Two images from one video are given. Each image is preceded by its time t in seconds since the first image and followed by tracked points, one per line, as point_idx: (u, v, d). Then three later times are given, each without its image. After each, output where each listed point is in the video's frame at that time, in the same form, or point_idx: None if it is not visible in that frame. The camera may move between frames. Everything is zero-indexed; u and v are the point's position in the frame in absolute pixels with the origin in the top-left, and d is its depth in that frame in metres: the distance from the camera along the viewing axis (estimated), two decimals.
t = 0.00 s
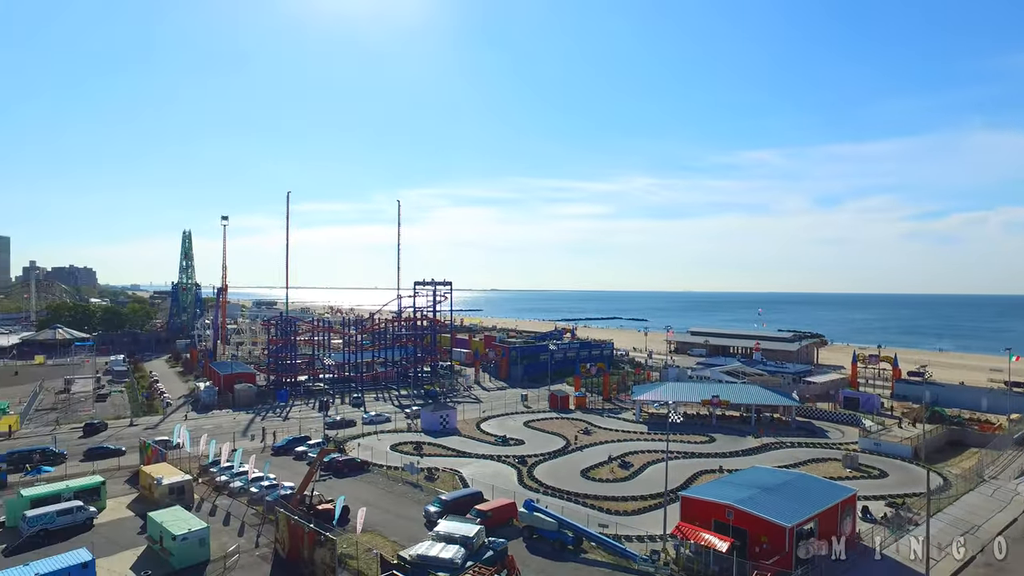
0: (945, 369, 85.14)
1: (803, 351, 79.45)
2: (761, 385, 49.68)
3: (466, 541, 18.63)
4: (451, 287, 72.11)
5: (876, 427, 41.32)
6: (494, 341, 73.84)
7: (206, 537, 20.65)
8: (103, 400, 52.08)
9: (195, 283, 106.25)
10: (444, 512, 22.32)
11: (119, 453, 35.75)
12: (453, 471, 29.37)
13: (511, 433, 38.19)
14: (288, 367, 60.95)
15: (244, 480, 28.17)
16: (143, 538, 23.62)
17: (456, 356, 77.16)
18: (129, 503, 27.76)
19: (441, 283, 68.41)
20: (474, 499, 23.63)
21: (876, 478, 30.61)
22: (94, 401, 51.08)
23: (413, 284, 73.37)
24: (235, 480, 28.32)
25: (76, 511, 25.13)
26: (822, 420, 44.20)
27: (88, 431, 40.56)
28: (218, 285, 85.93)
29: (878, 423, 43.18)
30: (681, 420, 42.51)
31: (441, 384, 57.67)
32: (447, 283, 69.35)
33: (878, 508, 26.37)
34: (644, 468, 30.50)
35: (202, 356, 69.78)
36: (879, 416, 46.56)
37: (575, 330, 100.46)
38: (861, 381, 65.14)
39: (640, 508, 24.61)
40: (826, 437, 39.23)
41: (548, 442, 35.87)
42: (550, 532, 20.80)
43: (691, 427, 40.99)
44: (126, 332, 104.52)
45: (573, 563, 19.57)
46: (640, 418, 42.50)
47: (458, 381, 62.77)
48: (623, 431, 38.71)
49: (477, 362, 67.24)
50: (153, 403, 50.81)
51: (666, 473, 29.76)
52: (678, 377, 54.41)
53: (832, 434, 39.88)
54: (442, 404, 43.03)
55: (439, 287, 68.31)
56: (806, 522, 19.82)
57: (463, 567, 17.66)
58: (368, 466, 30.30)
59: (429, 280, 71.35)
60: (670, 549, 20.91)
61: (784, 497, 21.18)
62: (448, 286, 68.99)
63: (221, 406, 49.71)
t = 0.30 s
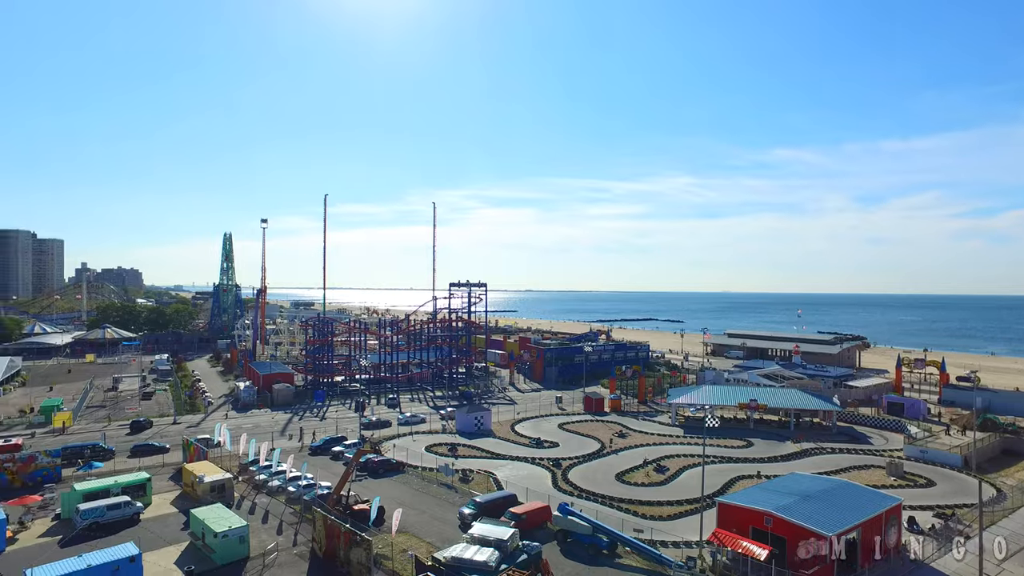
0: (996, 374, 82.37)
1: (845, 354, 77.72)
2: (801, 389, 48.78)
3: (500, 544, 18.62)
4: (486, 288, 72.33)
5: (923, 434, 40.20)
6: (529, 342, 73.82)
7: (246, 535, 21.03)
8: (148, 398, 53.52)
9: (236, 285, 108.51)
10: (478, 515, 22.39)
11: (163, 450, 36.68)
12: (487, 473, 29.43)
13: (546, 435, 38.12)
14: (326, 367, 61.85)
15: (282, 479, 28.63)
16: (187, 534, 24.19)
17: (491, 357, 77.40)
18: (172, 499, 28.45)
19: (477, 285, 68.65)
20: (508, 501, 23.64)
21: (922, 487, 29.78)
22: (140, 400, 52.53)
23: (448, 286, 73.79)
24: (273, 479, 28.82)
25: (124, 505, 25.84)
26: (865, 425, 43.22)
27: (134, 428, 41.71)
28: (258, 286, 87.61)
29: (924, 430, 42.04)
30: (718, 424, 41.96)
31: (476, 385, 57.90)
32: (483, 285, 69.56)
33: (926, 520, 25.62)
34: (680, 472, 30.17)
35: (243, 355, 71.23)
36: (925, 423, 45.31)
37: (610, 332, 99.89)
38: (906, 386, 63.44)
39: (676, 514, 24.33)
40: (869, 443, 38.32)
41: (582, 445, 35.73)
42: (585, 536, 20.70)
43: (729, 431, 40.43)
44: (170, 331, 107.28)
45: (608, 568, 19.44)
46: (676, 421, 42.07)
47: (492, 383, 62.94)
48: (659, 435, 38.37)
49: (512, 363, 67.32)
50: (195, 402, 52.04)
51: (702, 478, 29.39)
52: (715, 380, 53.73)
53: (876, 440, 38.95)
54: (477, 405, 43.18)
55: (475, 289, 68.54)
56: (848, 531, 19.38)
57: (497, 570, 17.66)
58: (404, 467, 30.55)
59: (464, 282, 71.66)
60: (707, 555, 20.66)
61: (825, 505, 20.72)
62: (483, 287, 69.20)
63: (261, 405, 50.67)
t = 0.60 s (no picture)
0: None
1: (883, 356, 76.11)
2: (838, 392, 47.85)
3: (530, 547, 18.56)
4: (516, 289, 72.31)
5: (966, 440, 39.13)
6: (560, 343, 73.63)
7: (279, 533, 21.34)
8: (186, 397, 54.61)
9: (270, 285, 110.14)
10: (507, 517, 22.40)
11: (200, 448, 37.38)
12: (517, 475, 29.42)
13: (576, 437, 37.99)
14: (358, 367, 62.45)
15: (315, 478, 28.98)
16: (222, 531, 24.60)
17: (522, 357, 77.40)
18: (209, 496, 29.00)
19: (507, 286, 68.68)
20: (538, 503, 23.62)
21: (965, 495, 28.96)
22: (178, 398, 53.65)
23: (478, 287, 73.97)
24: (306, 478, 29.20)
25: (163, 502, 26.40)
26: (904, 430, 42.23)
27: (172, 426, 42.60)
28: (291, 287, 88.78)
29: (967, 436, 40.90)
30: (752, 428, 41.39)
31: (507, 386, 57.91)
32: (513, 286, 69.56)
33: (970, 530, 24.88)
34: (712, 476, 29.81)
35: (277, 355, 72.30)
36: (969, 428, 44.09)
37: (641, 333, 99.16)
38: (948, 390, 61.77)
39: (708, 518, 24.03)
40: (909, 448, 37.43)
41: (613, 447, 35.51)
42: (615, 540, 20.57)
43: (763, 434, 39.85)
44: (208, 331, 109.36)
45: (638, 572, 19.28)
46: (709, 424, 41.59)
47: (523, 383, 62.87)
48: (691, 438, 37.97)
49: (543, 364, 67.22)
50: (231, 401, 52.94)
51: (735, 482, 28.99)
52: (749, 382, 52.99)
53: (916, 446, 38.02)
54: (507, 406, 43.18)
55: (505, 290, 68.57)
56: (888, 540, 18.92)
57: (526, 572, 17.62)
58: (435, 467, 30.69)
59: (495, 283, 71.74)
60: (739, 562, 20.36)
61: (863, 512, 20.29)
62: (514, 289, 69.20)
63: (294, 405, 51.35)
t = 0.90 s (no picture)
0: None
1: (921, 359, 74.25)
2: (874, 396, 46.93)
3: (558, 550, 18.54)
4: (545, 290, 72.20)
5: (1009, 446, 38.05)
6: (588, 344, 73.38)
7: (310, 532, 21.58)
8: (219, 395, 55.61)
9: (301, 286, 111.57)
10: (535, 520, 22.40)
11: (234, 446, 38.00)
12: (545, 477, 29.38)
13: (604, 439, 37.82)
14: (387, 367, 62.96)
15: (345, 478, 29.27)
16: (255, 528, 24.96)
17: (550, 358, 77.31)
18: (241, 494, 29.44)
19: (536, 287, 68.63)
20: (566, 506, 23.57)
21: (1009, 505, 28.13)
22: (212, 397, 54.64)
23: (507, 288, 74.03)
24: (336, 477, 29.51)
25: (197, 499, 26.88)
26: (943, 435, 41.21)
27: (206, 424, 43.41)
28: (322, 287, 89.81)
29: (1009, 442, 39.75)
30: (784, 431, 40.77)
31: (535, 387, 57.88)
32: (542, 287, 69.47)
33: (1013, 542, 24.16)
34: (743, 480, 29.42)
35: (308, 355, 73.24)
36: (1011, 434, 42.88)
37: (671, 334, 98.34)
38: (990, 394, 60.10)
39: (739, 524, 23.73)
40: (948, 454, 36.51)
41: (642, 449, 35.30)
42: (644, 544, 20.46)
43: (795, 438, 39.25)
44: (241, 330, 111.28)
45: None
46: (739, 427, 41.11)
47: (551, 385, 62.74)
48: (721, 441, 37.57)
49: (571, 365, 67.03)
50: (263, 400, 53.78)
51: (766, 487, 28.58)
52: (781, 385, 52.24)
53: (956, 452, 37.07)
54: (535, 407, 43.15)
55: (533, 291, 68.51)
56: (926, 550, 18.47)
57: None
58: (463, 469, 30.78)
59: (523, 284, 71.71)
60: (771, 569, 20.10)
61: (899, 520, 19.89)
62: (543, 289, 69.09)
63: (325, 404, 51.93)
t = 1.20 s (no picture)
0: None
1: (961, 362, 72.46)
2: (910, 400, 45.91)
3: (586, 554, 18.49)
4: (573, 291, 72.03)
5: None
6: (616, 345, 73.03)
7: (339, 532, 21.81)
8: (251, 395, 56.53)
9: (331, 287, 112.84)
10: (563, 524, 22.37)
11: (265, 446, 38.57)
12: (572, 479, 29.30)
13: (633, 441, 37.61)
14: (415, 368, 63.38)
15: (373, 478, 29.53)
16: (286, 528, 25.31)
17: (578, 359, 77.12)
18: (273, 493, 29.89)
19: (564, 288, 68.47)
20: (593, 509, 23.49)
21: None
22: (245, 396, 55.56)
23: (535, 289, 74.01)
24: (365, 478, 29.80)
25: (230, 497, 27.33)
26: (983, 442, 40.17)
27: (239, 423, 44.16)
28: (352, 288, 90.73)
29: None
30: (817, 436, 40.12)
31: (563, 389, 57.79)
32: (570, 288, 69.30)
33: None
34: (774, 485, 29.02)
35: (338, 355, 74.08)
36: None
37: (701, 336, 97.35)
38: None
39: (770, 530, 23.41)
40: (988, 461, 35.59)
41: (670, 452, 35.02)
42: (673, 549, 20.33)
43: (828, 443, 38.60)
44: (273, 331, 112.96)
45: None
46: (770, 431, 40.57)
47: (579, 386, 62.55)
48: (751, 444, 37.12)
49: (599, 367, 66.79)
50: (294, 399, 54.53)
51: (798, 493, 28.15)
52: (813, 388, 51.44)
53: (997, 460, 36.11)
54: (563, 409, 43.08)
55: (562, 292, 68.38)
56: (967, 563, 18.00)
57: None
58: (491, 470, 30.85)
59: (551, 285, 71.63)
60: None
61: (940, 530, 19.43)
62: (571, 290, 68.94)
63: (354, 404, 52.45)
